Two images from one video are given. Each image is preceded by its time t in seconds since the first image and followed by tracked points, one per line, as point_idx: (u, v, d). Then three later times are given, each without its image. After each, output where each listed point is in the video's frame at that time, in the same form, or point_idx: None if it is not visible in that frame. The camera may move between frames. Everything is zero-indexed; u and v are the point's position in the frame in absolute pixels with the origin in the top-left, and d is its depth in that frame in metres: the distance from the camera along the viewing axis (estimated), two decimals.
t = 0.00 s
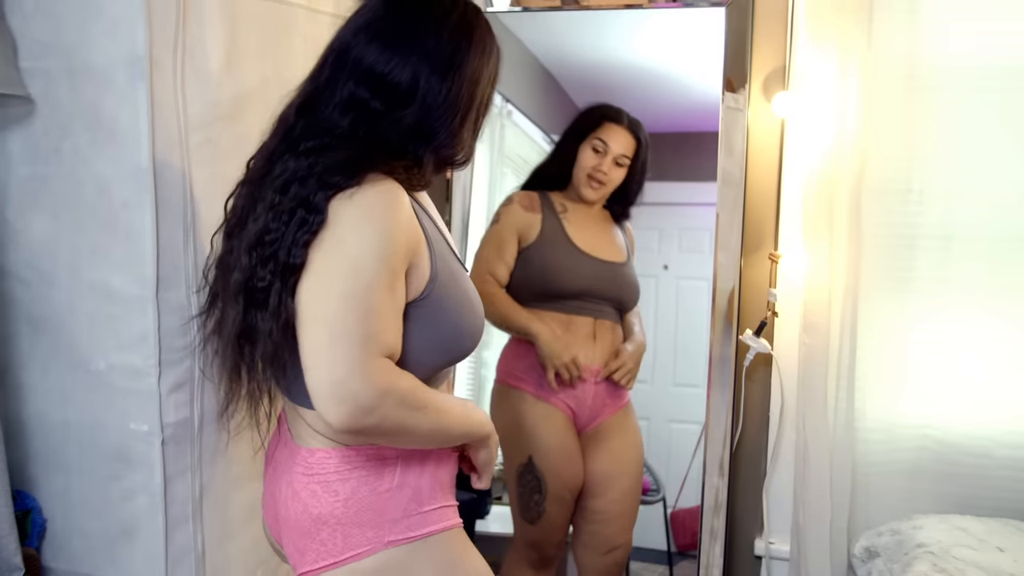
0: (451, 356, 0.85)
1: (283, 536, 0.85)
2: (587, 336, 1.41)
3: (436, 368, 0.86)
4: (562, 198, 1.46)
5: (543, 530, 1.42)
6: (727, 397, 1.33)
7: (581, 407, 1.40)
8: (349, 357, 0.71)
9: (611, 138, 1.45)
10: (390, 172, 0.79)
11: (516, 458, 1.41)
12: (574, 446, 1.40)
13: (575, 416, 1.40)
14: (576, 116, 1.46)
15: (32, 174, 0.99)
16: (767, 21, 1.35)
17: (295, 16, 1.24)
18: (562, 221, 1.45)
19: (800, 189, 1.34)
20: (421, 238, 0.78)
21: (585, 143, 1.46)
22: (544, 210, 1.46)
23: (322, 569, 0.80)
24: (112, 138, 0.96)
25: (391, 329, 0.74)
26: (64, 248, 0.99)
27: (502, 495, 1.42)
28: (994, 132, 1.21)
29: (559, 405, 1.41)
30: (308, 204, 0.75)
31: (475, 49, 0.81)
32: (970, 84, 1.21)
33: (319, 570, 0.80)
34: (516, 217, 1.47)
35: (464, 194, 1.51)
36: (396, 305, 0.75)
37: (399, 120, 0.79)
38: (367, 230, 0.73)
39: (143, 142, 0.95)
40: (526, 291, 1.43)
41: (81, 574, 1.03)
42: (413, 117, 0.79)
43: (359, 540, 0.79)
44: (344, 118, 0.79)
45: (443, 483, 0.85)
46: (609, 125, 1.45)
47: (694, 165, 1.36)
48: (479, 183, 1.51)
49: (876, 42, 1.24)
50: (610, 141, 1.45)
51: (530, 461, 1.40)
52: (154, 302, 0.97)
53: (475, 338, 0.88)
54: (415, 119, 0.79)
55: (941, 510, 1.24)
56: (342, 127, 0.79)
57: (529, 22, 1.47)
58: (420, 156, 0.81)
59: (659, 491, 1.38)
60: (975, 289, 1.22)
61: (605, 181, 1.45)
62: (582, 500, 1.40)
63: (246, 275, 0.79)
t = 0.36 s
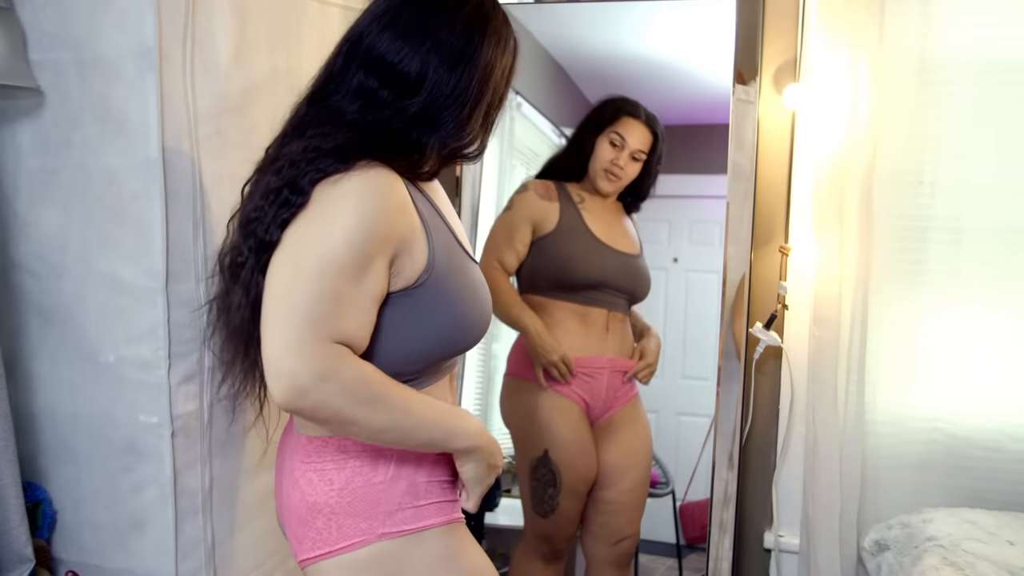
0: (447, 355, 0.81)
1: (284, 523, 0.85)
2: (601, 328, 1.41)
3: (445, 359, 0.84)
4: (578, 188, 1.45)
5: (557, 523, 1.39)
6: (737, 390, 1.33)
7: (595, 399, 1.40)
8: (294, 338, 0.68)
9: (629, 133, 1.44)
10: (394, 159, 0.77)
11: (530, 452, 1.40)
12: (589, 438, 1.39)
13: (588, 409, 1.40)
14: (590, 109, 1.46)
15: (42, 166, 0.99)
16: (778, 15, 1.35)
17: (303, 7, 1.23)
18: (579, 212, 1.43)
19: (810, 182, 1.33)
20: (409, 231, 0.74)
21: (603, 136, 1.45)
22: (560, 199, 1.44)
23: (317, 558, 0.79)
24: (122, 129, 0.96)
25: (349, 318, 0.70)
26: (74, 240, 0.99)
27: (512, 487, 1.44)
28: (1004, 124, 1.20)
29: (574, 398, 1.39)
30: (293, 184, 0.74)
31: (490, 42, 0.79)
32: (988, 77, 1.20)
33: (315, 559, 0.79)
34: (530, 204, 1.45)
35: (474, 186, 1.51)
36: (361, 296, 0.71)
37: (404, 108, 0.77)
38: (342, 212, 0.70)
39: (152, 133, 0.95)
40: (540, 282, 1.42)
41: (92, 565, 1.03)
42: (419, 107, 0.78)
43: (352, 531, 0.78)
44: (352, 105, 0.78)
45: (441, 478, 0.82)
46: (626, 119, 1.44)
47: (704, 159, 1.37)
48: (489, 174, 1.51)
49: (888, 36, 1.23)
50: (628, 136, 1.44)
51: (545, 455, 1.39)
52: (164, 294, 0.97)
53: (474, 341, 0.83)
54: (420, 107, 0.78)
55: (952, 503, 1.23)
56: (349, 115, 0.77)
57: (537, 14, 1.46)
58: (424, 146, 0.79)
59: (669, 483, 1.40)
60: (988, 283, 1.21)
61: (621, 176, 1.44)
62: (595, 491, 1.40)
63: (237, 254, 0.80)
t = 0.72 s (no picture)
0: (441, 349, 0.81)
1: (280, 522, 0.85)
2: (604, 324, 1.40)
3: (443, 352, 0.84)
4: (580, 185, 1.43)
5: (560, 521, 1.38)
6: (739, 387, 1.34)
7: (599, 397, 1.39)
8: (286, 338, 0.68)
9: (630, 133, 1.42)
10: (378, 156, 0.76)
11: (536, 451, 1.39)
12: (593, 434, 1.38)
13: (591, 406, 1.39)
14: (590, 108, 1.44)
15: (44, 165, 0.99)
16: (779, 13, 1.35)
17: (304, 6, 1.24)
18: (583, 208, 1.41)
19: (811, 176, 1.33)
20: (395, 224, 0.74)
21: (603, 136, 1.43)
22: (564, 194, 1.42)
23: (306, 557, 0.79)
24: (124, 129, 0.96)
25: (338, 315, 0.70)
26: (77, 239, 0.99)
27: (513, 485, 1.45)
28: (1005, 121, 1.20)
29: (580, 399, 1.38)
30: (277, 182, 0.75)
31: (480, 39, 0.79)
32: (984, 74, 1.21)
33: (305, 557, 0.79)
34: (534, 200, 1.42)
35: (476, 184, 1.52)
36: (349, 292, 0.71)
37: (390, 104, 0.77)
38: (326, 209, 0.70)
39: (155, 132, 0.95)
40: (544, 277, 1.40)
41: (95, 565, 1.03)
42: (405, 103, 0.77)
43: (341, 530, 0.78)
44: (339, 100, 0.78)
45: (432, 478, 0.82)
46: (626, 119, 1.42)
47: (705, 158, 1.37)
48: (490, 172, 1.51)
49: (888, 34, 1.23)
50: (628, 136, 1.42)
51: (551, 453, 1.37)
52: (167, 293, 0.97)
53: (467, 334, 0.83)
54: (405, 103, 0.77)
55: (954, 500, 1.24)
56: (337, 110, 0.77)
57: (537, 12, 1.47)
58: (409, 142, 0.79)
59: (671, 481, 1.40)
60: (989, 280, 1.22)
61: (620, 177, 1.42)
62: (599, 487, 1.39)
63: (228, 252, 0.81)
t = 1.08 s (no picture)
0: (438, 349, 0.81)
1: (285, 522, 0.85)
2: (608, 323, 1.41)
3: (446, 351, 0.84)
4: (583, 184, 1.44)
5: (564, 521, 1.39)
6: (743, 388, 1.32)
7: (602, 395, 1.40)
8: (266, 325, 0.67)
9: (633, 134, 1.43)
10: (382, 154, 0.76)
11: (540, 450, 1.39)
12: (597, 433, 1.39)
13: (596, 404, 1.40)
14: (595, 107, 1.45)
15: (49, 163, 0.99)
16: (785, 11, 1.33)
17: (309, 4, 1.23)
18: (586, 206, 1.42)
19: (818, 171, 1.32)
20: (393, 223, 0.74)
21: (607, 137, 1.44)
22: (567, 193, 1.44)
23: (311, 556, 0.79)
24: (130, 127, 0.96)
25: (323, 308, 0.70)
26: (82, 237, 0.99)
27: (516, 484, 1.45)
28: (1014, 121, 1.20)
29: (581, 393, 1.38)
30: (277, 175, 0.75)
31: (487, 39, 0.78)
32: (991, 73, 1.21)
33: (310, 557, 0.79)
34: (536, 197, 1.44)
35: (479, 182, 1.51)
36: (338, 287, 0.71)
37: (395, 103, 0.77)
38: (323, 204, 0.70)
39: (161, 130, 0.95)
40: (547, 274, 1.42)
41: (100, 563, 1.03)
42: (410, 101, 0.77)
43: (345, 529, 0.78)
44: (345, 98, 0.78)
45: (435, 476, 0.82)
46: (630, 120, 1.43)
47: (709, 157, 1.36)
48: (493, 169, 1.52)
49: (894, 35, 1.24)
50: (631, 137, 1.43)
51: (556, 452, 1.38)
52: (172, 291, 0.97)
53: (467, 335, 0.82)
54: (410, 102, 0.77)
55: (958, 500, 1.24)
56: (342, 108, 0.77)
57: (540, 11, 1.47)
58: (413, 141, 0.78)
59: (673, 480, 1.41)
60: (994, 279, 1.22)
61: (624, 176, 1.43)
62: (602, 485, 1.40)
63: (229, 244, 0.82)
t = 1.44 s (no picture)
0: (440, 346, 0.80)
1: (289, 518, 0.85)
2: (609, 321, 1.40)
3: (449, 349, 0.83)
4: (585, 181, 1.44)
5: (564, 518, 1.40)
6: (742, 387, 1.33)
7: (602, 392, 1.40)
8: (267, 319, 0.67)
9: (636, 130, 1.42)
10: (387, 150, 0.76)
11: (540, 447, 1.40)
12: (598, 432, 1.40)
13: (595, 401, 1.40)
14: (596, 104, 1.44)
15: (51, 157, 0.99)
16: (791, 7, 1.35)
17: None
18: (587, 204, 1.42)
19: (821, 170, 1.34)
20: (398, 220, 0.74)
21: (610, 133, 1.44)
22: (569, 191, 1.43)
23: (315, 552, 0.79)
24: (132, 121, 0.95)
25: (326, 304, 0.69)
26: (84, 232, 0.98)
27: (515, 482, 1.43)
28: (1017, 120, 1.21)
29: (581, 390, 1.39)
30: (282, 169, 0.75)
31: (492, 34, 0.78)
32: (993, 71, 1.22)
33: (313, 553, 0.79)
34: (537, 194, 1.45)
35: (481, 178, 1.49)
36: (340, 283, 0.70)
37: (401, 98, 0.76)
38: (328, 199, 0.70)
39: (163, 125, 0.95)
40: (548, 272, 1.41)
41: (101, 560, 1.03)
42: (417, 97, 0.77)
43: (350, 526, 0.78)
44: (352, 94, 0.77)
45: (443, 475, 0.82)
46: (632, 116, 1.42)
47: (713, 153, 1.36)
48: (493, 166, 1.49)
49: (898, 33, 1.24)
50: (634, 133, 1.42)
51: (556, 448, 1.39)
52: (174, 287, 0.97)
53: (469, 333, 0.82)
54: (416, 97, 0.76)
55: (960, 497, 1.25)
56: (347, 103, 0.77)
57: (540, 8, 1.45)
58: (419, 135, 0.78)
59: (671, 479, 1.39)
60: (996, 277, 1.23)
61: (627, 172, 1.42)
62: (602, 483, 1.40)
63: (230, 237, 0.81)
